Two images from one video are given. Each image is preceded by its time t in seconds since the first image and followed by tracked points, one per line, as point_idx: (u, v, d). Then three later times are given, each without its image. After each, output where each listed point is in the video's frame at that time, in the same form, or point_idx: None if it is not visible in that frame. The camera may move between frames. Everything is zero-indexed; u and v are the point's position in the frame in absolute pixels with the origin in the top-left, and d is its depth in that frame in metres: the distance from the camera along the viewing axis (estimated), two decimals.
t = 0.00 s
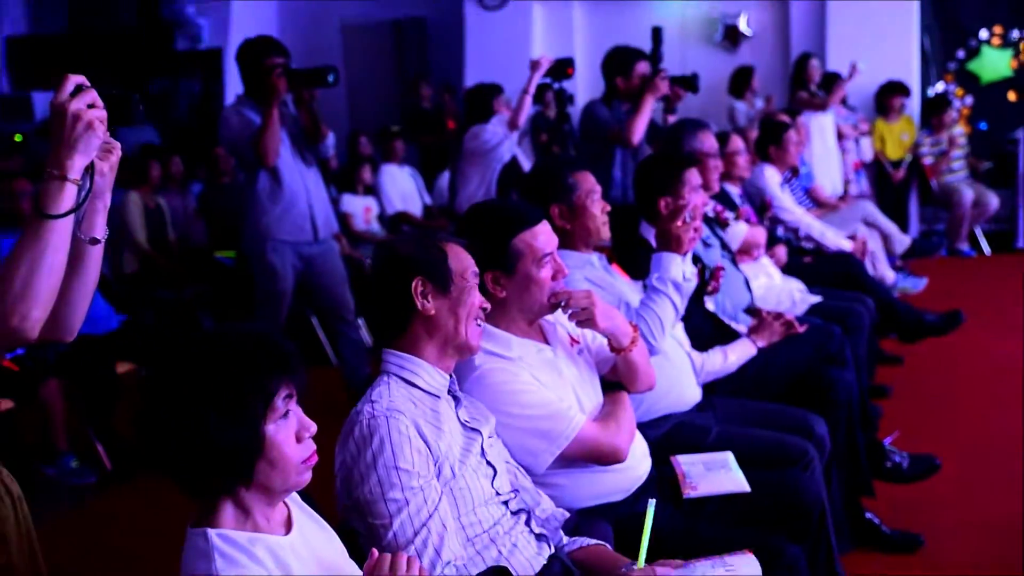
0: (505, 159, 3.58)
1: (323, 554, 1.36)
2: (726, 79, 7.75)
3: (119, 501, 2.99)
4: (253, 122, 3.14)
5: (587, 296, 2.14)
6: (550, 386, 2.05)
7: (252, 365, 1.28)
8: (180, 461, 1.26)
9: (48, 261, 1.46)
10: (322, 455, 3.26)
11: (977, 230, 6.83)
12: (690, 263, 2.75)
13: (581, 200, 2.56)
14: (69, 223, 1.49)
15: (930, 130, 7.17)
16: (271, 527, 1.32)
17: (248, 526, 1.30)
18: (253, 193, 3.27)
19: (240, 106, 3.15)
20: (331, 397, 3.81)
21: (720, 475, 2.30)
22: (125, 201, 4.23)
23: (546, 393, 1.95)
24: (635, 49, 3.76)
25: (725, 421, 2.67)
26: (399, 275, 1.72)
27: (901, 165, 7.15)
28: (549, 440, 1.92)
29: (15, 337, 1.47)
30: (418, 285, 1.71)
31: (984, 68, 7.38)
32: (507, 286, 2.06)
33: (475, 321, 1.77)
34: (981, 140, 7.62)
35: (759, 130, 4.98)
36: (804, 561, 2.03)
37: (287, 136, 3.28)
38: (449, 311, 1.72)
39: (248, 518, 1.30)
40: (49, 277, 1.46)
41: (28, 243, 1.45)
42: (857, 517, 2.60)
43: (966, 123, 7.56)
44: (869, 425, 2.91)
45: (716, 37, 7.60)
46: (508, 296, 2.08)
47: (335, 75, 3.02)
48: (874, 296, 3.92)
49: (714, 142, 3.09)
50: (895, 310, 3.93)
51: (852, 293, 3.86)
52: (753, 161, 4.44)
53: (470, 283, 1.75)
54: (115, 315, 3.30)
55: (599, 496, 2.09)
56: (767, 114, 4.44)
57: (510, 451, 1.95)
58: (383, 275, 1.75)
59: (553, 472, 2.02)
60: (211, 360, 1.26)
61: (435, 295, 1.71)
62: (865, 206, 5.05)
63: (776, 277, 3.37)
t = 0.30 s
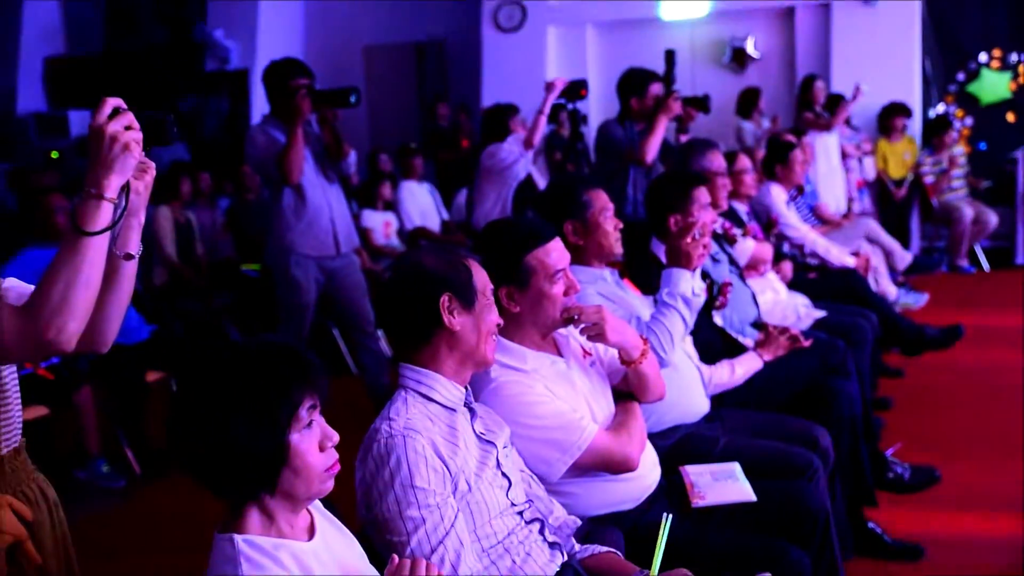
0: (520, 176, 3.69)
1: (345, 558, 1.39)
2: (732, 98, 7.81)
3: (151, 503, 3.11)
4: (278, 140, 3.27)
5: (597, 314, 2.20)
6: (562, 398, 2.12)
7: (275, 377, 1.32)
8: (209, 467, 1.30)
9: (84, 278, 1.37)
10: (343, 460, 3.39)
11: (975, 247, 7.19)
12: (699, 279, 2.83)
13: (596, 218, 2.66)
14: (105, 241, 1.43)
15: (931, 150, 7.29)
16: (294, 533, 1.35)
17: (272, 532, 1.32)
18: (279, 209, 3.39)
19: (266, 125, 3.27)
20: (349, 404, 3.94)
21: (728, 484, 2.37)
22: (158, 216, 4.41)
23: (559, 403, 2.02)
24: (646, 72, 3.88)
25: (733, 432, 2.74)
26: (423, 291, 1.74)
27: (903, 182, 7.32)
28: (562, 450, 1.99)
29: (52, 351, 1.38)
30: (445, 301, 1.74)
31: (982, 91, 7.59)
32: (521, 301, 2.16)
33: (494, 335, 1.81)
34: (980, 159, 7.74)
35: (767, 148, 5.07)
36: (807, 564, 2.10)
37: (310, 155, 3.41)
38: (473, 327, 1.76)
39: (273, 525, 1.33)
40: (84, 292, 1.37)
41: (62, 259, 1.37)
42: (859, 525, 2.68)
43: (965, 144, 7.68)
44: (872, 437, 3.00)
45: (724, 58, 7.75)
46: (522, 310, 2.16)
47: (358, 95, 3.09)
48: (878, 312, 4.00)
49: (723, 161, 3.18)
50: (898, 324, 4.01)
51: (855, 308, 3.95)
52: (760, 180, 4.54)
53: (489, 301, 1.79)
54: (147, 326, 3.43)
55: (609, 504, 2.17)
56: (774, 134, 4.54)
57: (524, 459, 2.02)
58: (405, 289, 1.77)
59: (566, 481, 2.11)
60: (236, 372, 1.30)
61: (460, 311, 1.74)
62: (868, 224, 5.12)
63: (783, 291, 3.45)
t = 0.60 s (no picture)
0: (537, 197, 3.77)
1: (366, 570, 1.49)
2: (738, 123, 7.92)
3: (176, 513, 3.20)
4: (304, 164, 3.37)
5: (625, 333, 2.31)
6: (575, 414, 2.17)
7: (304, 396, 1.39)
8: (237, 480, 1.36)
9: (117, 298, 1.28)
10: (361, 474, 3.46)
11: (978, 268, 7.23)
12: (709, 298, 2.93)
13: (609, 239, 2.75)
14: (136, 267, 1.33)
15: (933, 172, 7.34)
16: (318, 546, 1.44)
17: (298, 544, 1.41)
18: (301, 229, 3.49)
19: (291, 149, 3.38)
20: (367, 417, 4.03)
21: (739, 498, 2.40)
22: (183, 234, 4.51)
23: (574, 420, 2.07)
24: (657, 95, 3.92)
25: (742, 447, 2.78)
26: (442, 310, 1.82)
27: (907, 204, 7.35)
28: (576, 467, 2.04)
29: (81, 371, 1.29)
30: (468, 322, 1.81)
31: (985, 114, 7.54)
32: (533, 322, 2.19)
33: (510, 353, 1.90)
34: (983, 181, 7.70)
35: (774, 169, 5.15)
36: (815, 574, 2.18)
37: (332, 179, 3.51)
38: (491, 348, 1.83)
39: (298, 537, 1.41)
40: (120, 312, 1.29)
41: (96, 282, 1.28)
42: (866, 539, 2.74)
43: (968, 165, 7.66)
44: (878, 451, 3.06)
45: (731, 84, 7.86)
46: (534, 331, 2.20)
47: (381, 122, 3.20)
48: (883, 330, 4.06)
49: (732, 183, 3.27)
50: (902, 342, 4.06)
51: (861, 325, 4.02)
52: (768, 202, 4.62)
53: (506, 323, 1.87)
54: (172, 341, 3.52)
55: (623, 518, 2.23)
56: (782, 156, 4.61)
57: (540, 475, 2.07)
58: (425, 308, 1.84)
59: (581, 496, 2.16)
60: (264, 389, 1.37)
61: (480, 332, 1.81)
62: (874, 243, 5.36)
63: (791, 310, 3.51)
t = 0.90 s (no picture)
0: (552, 205, 3.84)
1: (388, 571, 1.51)
2: (751, 132, 7.98)
3: (203, 512, 3.27)
4: (327, 172, 3.46)
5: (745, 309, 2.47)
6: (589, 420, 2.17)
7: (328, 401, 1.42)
8: (262, 482, 1.39)
9: (147, 304, 1.34)
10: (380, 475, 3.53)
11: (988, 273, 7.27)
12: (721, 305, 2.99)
13: (624, 246, 2.78)
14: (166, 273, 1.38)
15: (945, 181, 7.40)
16: (340, 547, 1.46)
17: (321, 546, 1.43)
18: (323, 236, 3.57)
19: (313, 157, 3.46)
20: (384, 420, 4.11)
21: (752, 503, 2.43)
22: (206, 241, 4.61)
23: (583, 424, 2.07)
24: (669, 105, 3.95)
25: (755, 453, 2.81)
26: (457, 317, 1.88)
27: (917, 212, 7.34)
28: (588, 471, 2.04)
29: (112, 374, 1.34)
30: (487, 330, 1.86)
31: (994, 123, 7.59)
32: (538, 330, 2.22)
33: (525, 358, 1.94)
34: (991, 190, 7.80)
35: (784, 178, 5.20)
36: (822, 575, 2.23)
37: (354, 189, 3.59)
38: (509, 354, 1.89)
39: (320, 539, 1.43)
40: (148, 319, 1.34)
41: (125, 289, 1.33)
42: (876, 543, 2.78)
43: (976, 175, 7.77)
44: (889, 457, 3.09)
45: (744, 94, 7.93)
46: (540, 340, 2.23)
47: (401, 131, 3.27)
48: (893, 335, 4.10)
49: (745, 192, 3.30)
50: (913, 349, 4.11)
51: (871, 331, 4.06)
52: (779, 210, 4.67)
53: (520, 328, 1.92)
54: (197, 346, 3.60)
55: (638, 521, 2.22)
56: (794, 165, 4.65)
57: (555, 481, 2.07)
58: (444, 315, 1.90)
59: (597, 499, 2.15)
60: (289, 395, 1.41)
61: (499, 338, 1.87)
62: (885, 251, 5.34)
63: (803, 317, 3.55)
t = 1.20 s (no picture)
0: (564, 215, 3.88)
1: None
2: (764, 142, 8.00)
3: (217, 516, 3.32)
4: (344, 180, 3.52)
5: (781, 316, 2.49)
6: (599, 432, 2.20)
7: (346, 410, 1.46)
8: (280, 489, 1.43)
9: (168, 313, 1.38)
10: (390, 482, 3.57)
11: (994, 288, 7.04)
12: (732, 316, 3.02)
13: (635, 257, 2.81)
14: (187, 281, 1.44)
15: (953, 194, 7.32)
16: (356, 555, 1.50)
17: (337, 553, 1.47)
18: (339, 244, 3.63)
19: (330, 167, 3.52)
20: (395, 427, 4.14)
21: (762, 514, 2.45)
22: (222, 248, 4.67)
23: (594, 436, 2.10)
24: (680, 117, 3.99)
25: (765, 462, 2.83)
26: (464, 328, 1.92)
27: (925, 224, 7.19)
28: (598, 482, 2.07)
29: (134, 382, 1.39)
30: (478, 342, 1.90)
31: (1003, 136, 7.61)
32: (545, 344, 2.25)
33: (534, 371, 1.95)
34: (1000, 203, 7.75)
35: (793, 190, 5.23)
36: None
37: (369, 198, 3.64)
38: (506, 366, 1.91)
39: (336, 547, 1.47)
40: (168, 326, 1.39)
41: (148, 298, 1.38)
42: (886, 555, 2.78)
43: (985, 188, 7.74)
44: (898, 469, 3.11)
45: (755, 106, 7.97)
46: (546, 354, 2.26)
47: (415, 141, 3.33)
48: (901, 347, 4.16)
49: (756, 205, 3.34)
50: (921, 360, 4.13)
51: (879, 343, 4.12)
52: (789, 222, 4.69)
53: (527, 339, 1.93)
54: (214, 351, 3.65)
55: (649, 530, 2.24)
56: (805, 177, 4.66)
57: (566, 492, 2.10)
58: (452, 328, 1.95)
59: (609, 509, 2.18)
60: (308, 404, 1.45)
61: (492, 350, 1.90)
62: (893, 263, 5.40)
63: (812, 329, 3.57)
